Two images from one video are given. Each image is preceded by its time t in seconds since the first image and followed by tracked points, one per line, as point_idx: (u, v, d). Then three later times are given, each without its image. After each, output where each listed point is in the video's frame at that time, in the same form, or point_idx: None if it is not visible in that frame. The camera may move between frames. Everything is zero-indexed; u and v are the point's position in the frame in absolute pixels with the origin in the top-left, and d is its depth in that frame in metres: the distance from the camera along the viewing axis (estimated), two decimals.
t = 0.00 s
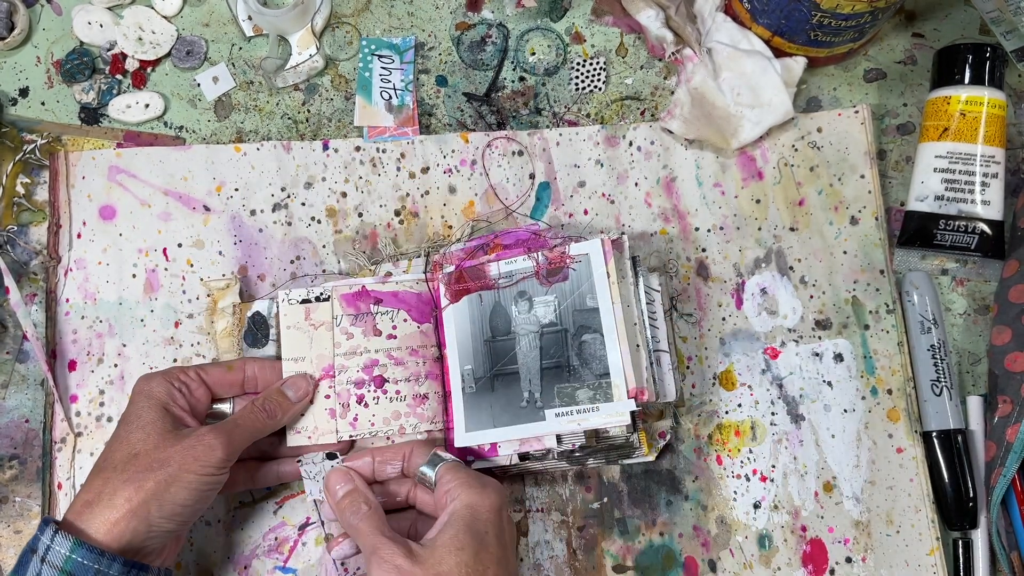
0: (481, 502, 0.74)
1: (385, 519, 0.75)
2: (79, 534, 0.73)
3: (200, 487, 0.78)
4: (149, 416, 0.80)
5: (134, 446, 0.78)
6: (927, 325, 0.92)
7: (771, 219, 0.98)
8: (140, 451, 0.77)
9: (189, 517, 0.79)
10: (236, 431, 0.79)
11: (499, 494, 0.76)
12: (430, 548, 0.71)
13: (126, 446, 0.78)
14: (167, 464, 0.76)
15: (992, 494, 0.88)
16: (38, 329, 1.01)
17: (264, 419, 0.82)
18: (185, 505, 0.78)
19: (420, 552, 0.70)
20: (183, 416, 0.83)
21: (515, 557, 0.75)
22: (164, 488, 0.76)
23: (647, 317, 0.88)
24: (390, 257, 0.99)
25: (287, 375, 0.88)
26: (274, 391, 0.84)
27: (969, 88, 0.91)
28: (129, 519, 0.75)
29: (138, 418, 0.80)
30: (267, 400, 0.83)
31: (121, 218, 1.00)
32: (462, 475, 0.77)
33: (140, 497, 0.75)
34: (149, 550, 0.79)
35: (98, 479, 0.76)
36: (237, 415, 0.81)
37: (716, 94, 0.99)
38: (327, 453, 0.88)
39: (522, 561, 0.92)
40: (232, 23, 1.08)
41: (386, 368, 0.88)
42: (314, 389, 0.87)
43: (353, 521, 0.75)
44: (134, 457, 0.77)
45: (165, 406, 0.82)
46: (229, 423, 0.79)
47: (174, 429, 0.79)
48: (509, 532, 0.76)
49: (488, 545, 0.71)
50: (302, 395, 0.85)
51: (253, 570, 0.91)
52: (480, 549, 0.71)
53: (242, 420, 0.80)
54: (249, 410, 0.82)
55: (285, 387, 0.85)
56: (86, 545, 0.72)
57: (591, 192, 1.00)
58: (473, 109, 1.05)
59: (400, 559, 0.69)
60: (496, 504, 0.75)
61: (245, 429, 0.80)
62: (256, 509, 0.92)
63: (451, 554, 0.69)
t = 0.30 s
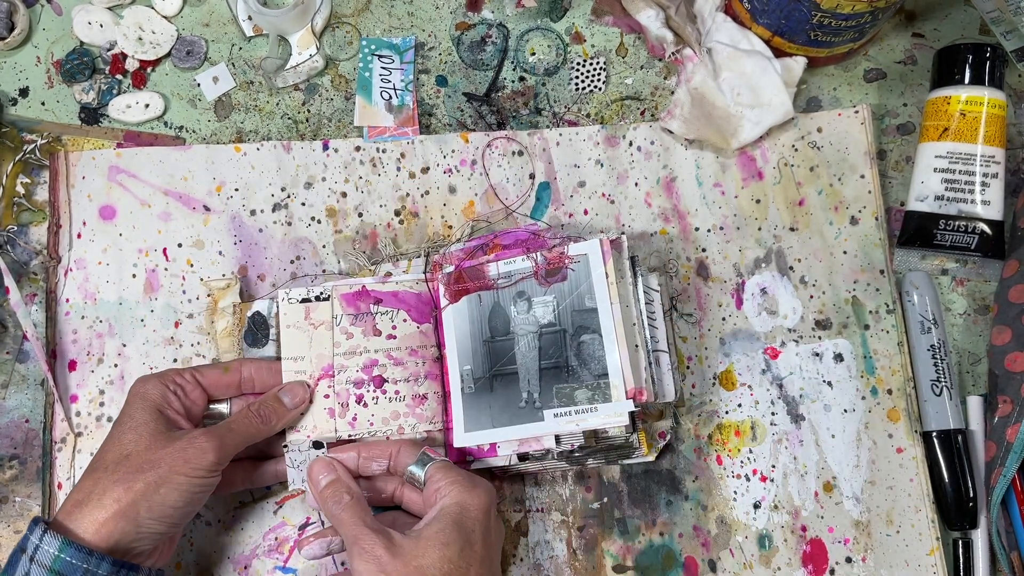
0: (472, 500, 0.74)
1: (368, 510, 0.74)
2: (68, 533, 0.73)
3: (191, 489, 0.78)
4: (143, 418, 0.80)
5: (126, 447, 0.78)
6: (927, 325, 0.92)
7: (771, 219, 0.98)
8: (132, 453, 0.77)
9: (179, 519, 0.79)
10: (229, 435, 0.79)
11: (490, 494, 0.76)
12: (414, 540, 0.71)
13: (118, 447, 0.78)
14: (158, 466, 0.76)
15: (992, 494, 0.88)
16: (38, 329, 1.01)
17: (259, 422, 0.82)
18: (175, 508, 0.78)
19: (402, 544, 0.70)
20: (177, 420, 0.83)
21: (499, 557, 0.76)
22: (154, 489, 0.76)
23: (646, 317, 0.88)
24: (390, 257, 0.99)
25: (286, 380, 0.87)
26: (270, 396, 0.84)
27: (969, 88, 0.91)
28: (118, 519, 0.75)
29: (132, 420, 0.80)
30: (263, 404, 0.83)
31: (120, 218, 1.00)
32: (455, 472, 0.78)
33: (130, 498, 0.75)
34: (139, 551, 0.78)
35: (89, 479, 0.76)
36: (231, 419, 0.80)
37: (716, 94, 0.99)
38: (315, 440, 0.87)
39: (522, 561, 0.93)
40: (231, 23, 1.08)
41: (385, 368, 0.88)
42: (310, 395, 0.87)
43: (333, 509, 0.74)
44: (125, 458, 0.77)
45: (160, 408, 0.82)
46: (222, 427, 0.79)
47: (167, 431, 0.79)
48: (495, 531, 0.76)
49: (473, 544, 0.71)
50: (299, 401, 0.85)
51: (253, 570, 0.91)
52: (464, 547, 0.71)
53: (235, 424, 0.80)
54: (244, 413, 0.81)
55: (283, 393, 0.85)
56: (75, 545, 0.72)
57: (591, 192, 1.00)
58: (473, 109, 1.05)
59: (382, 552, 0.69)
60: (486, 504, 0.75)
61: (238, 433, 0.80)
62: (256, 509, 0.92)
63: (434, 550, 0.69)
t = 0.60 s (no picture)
0: (463, 505, 0.73)
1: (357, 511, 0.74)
2: (65, 530, 0.74)
3: (188, 487, 0.78)
4: (142, 415, 0.80)
5: (125, 445, 0.77)
6: (927, 325, 0.92)
7: (771, 219, 0.98)
8: (130, 450, 0.77)
9: (177, 516, 0.79)
10: (228, 433, 0.79)
11: (484, 498, 0.74)
12: (400, 546, 0.70)
13: (117, 445, 0.78)
14: (156, 463, 0.76)
15: (992, 494, 0.88)
16: (38, 329, 1.01)
17: (258, 421, 0.82)
18: (173, 505, 0.78)
19: (387, 550, 0.69)
20: (178, 417, 0.82)
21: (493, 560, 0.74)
22: (152, 487, 0.76)
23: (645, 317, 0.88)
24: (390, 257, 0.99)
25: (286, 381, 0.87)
26: (270, 396, 0.84)
27: (969, 88, 0.91)
28: (114, 517, 0.75)
29: (131, 417, 0.80)
30: (263, 404, 0.83)
31: (121, 218, 1.00)
32: (450, 472, 0.76)
33: (127, 495, 0.75)
34: (136, 548, 0.78)
35: (88, 476, 0.76)
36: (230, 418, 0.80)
37: (716, 94, 0.99)
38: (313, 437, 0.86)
39: (522, 561, 0.93)
40: (231, 23, 1.08)
41: (385, 368, 0.88)
42: (309, 395, 0.87)
43: (323, 510, 0.74)
44: (124, 455, 0.77)
45: (160, 406, 0.82)
46: (220, 424, 0.79)
47: (166, 429, 0.79)
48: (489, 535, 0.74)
49: (461, 553, 0.70)
50: (299, 402, 0.85)
51: (253, 570, 0.91)
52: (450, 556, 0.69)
53: (234, 422, 0.80)
54: (244, 412, 0.81)
55: (284, 394, 0.85)
56: (73, 541, 0.72)
57: (591, 192, 1.00)
58: (473, 109, 1.05)
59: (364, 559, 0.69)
60: (479, 509, 0.74)
61: (236, 431, 0.80)
62: (257, 509, 0.92)
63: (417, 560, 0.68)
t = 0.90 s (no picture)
0: (470, 490, 0.72)
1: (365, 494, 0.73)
2: (61, 532, 0.74)
3: (183, 490, 0.78)
4: (139, 418, 0.80)
5: (121, 447, 0.78)
6: (927, 325, 0.92)
7: (771, 219, 0.98)
8: (126, 453, 0.77)
9: (173, 518, 0.79)
10: (224, 435, 0.79)
11: (492, 484, 0.73)
12: (406, 529, 0.69)
13: (113, 447, 0.78)
14: (151, 466, 0.76)
15: (992, 494, 0.88)
16: (38, 329, 1.01)
17: (255, 423, 0.81)
18: (168, 508, 0.78)
19: (393, 532, 0.69)
20: (174, 420, 0.83)
21: (501, 546, 0.73)
22: (147, 489, 0.76)
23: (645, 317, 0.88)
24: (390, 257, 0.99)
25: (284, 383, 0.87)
26: (268, 398, 0.84)
27: (969, 88, 0.91)
28: (110, 519, 0.75)
29: (129, 419, 0.80)
30: (260, 405, 0.83)
31: (120, 218, 1.00)
32: (459, 457, 0.75)
33: (122, 498, 0.75)
34: (132, 550, 0.78)
35: (84, 478, 0.76)
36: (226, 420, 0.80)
37: (716, 94, 0.99)
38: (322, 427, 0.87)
39: (522, 561, 0.93)
40: (231, 23, 1.08)
41: (385, 368, 0.88)
42: (306, 397, 0.87)
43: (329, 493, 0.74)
44: (120, 458, 0.77)
45: (157, 408, 0.82)
46: (216, 426, 0.79)
47: (162, 432, 0.79)
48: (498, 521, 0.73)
49: (467, 536, 0.69)
50: (296, 404, 0.85)
51: (253, 570, 0.91)
52: (455, 541, 0.68)
53: (231, 424, 0.80)
54: (240, 414, 0.81)
55: (281, 397, 0.85)
56: (68, 543, 0.72)
57: (591, 192, 1.00)
58: (473, 109, 1.05)
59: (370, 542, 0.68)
60: (487, 494, 0.72)
61: (233, 433, 0.79)
62: (257, 509, 0.92)
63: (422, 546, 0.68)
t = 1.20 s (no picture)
0: (470, 488, 0.72)
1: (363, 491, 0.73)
2: (61, 533, 0.74)
3: (183, 491, 0.78)
4: (139, 419, 0.80)
5: (121, 449, 0.77)
6: (928, 325, 0.92)
7: (771, 219, 0.98)
8: (126, 454, 0.77)
9: (173, 519, 0.79)
10: (224, 436, 0.79)
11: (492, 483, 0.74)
12: (405, 524, 0.69)
13: (113, 449, 0.78)
14: (151, 467, 0.76)
15: (992, 494, 0.88)
16: (38, 329, 1.01)
17: (255, 423, 0.82)
18: (169, 509, 0.78)
19: (392, 527, 0.69)
20: (174, 421, 0.83)
21: (498, 545, 0.73)
22: (147, 490, 0.76)
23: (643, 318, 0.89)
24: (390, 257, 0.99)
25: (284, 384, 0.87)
26: (267, 398, 0.84)
27: (969, 88, 0.91)
28: (110, 520, 0.75)
29: (129, 421, 0.80)
30: (260, 405, 0.83)
31: (121, 218, 1.00)
32: (458, 456, 0.75)
33: (122, 499, 0.75)
34: (132, 552, 0.78)
35: (84, 480, 0.76)
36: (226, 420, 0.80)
37: (716, 94, 0.99)
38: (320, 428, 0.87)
39: (522, 561, 0.93)
40: (231, 23, 1.08)
41: (384, 369, 0.88)
42: (305, 398, 0.87)
43: (327, 489, 0.73)
44: (119, 459, 0.77)
45: (157, 410, 0.82)
46: (216, 427, 0.79)
47: (162, 433, 0.79)
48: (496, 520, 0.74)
49: (466, 533, 0.69)
50: (295, 404, 0.85)
51: (253, 570, 0.91)
52: (455, 537, 0.68)
53: (230, 425, 0.80)
54: (240, 415, 0.81)
55: (280, 397, 0.85)
56: (68, 545, 0.72)
57: (591, 192, 1.00)
58: (473, 109, 1.05)
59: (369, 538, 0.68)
60: (486, 492, 0.73)
61: (233, 434, 0.80)
62: (257, 509, 0.92)
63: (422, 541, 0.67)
